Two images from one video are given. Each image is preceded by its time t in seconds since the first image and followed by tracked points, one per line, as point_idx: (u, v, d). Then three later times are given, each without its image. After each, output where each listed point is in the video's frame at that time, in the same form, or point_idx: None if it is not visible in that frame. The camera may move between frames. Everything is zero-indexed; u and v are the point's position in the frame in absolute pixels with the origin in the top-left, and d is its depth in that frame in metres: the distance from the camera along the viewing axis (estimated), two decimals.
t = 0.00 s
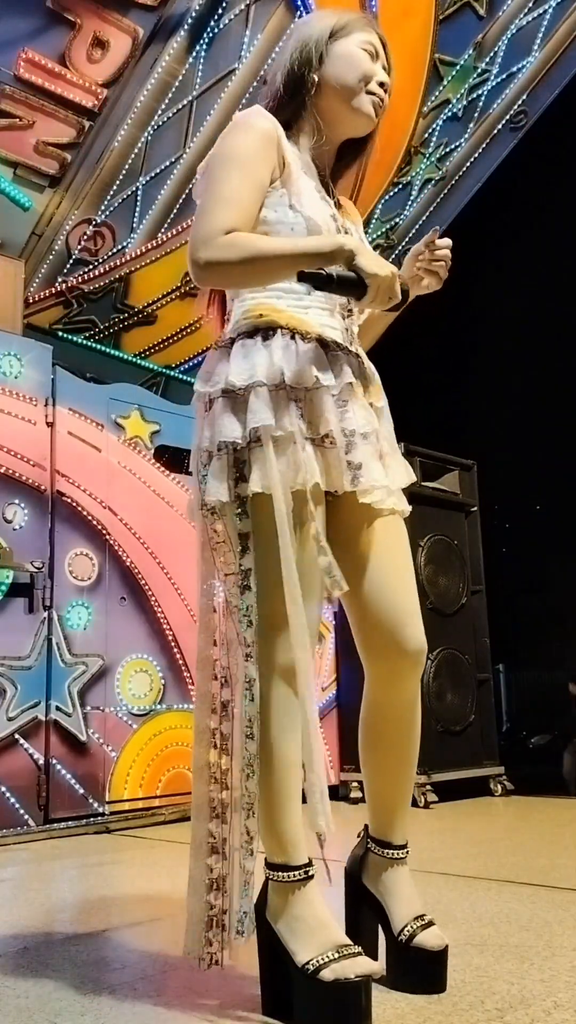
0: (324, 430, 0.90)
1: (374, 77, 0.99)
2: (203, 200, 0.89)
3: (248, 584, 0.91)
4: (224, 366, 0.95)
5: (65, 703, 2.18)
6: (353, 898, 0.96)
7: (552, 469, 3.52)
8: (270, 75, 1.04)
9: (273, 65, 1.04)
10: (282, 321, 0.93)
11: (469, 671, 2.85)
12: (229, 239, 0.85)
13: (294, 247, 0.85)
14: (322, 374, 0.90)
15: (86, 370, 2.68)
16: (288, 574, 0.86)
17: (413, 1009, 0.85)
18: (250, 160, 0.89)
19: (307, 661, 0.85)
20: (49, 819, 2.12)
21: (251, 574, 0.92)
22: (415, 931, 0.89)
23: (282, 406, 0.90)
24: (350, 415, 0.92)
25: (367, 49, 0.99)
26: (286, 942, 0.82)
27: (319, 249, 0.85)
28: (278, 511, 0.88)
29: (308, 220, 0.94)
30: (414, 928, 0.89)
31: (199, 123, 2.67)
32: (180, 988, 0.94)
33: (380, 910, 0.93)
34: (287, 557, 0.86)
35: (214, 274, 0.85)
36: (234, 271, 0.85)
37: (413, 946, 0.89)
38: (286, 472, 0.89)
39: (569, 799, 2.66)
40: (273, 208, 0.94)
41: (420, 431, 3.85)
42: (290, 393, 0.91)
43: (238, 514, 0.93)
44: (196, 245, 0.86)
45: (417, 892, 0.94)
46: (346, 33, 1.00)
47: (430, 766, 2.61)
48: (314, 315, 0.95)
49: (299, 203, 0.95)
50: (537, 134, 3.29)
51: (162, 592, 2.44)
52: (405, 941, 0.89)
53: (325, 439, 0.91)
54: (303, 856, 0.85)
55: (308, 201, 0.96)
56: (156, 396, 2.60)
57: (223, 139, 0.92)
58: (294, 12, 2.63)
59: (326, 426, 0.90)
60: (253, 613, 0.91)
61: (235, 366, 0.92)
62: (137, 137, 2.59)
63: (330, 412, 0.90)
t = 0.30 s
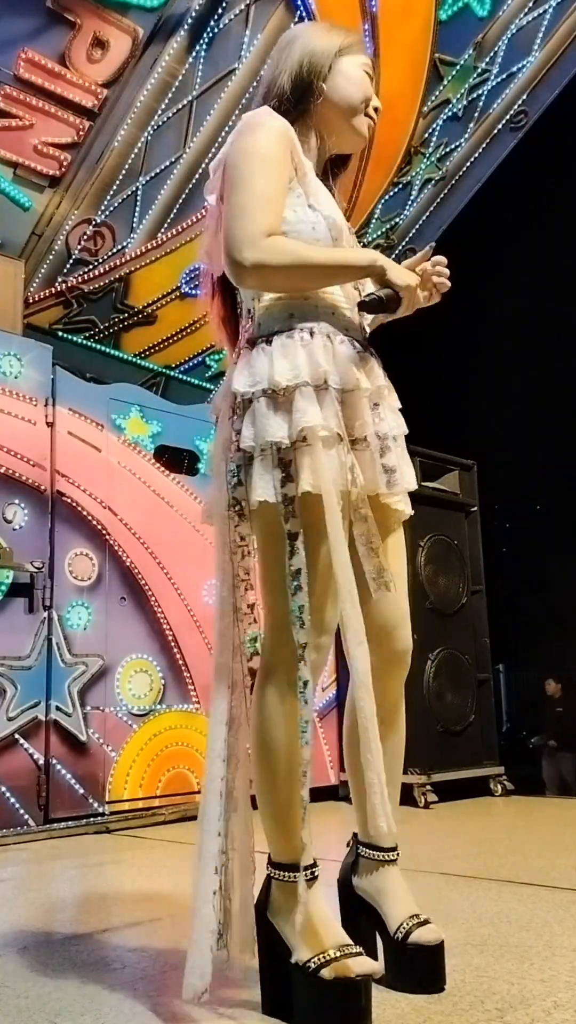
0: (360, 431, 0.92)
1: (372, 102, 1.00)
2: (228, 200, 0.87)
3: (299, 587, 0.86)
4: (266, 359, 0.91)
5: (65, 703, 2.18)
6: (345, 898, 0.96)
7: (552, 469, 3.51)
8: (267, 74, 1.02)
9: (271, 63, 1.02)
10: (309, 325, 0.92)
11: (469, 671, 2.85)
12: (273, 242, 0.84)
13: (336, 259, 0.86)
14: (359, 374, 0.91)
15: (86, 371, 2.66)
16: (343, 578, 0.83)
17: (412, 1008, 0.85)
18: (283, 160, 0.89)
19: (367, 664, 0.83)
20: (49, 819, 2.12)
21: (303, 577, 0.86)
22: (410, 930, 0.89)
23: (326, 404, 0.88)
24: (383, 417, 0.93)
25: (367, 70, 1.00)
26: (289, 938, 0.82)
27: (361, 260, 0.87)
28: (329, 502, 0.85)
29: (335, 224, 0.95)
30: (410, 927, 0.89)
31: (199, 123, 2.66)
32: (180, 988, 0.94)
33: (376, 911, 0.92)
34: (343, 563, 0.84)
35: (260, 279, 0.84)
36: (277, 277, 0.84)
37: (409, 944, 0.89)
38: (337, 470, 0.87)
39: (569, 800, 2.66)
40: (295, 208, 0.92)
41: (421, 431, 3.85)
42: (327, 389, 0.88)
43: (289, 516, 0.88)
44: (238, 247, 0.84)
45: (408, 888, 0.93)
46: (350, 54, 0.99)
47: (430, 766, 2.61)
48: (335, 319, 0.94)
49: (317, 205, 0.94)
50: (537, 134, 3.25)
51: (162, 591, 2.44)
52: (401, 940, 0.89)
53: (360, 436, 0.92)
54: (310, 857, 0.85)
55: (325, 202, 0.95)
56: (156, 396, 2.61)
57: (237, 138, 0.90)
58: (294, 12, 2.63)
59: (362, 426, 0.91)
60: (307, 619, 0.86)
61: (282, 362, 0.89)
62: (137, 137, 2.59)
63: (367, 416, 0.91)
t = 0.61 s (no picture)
0: (378, 436, 0.91)
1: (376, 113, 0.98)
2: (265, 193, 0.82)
3: (342, 586, 0.82)
4: (293, 365, 0.86)
5: (65, 703, 2.18)
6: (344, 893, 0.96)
7: (552, 468, 3.51)
8: (274, 68, 0.96)
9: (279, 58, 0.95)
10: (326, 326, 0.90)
11: (469, 671, 2.84)
12: (319, 244, 0.81)
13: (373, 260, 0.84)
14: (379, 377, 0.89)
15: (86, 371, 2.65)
16: (379, 579, 0.84)
17: (412, 1008, 0.85)
18: (310, 159, 0.84)
19: (409, 664, 0.85)
20: (50, 819, 2.12)
21: (346, 578, 0.83)
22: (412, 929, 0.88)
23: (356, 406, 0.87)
24: (398, 421, 0.93)
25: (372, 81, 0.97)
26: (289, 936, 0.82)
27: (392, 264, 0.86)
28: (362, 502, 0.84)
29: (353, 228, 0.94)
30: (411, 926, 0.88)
31: (199, 122, 2.66)
32: (180, 987, 0.94)
33: (378, 910, 0.91)
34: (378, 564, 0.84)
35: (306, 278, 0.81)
36: (318, 277, 0.81)
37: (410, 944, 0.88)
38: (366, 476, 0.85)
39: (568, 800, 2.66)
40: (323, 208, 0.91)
41: (421, 431, 3.84)
42: (354, 392, 0.86)
43: (325, 520, 0.83)
44: (286, 246, 0.80)
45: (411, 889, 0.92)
46: (360, 60, 0.96)
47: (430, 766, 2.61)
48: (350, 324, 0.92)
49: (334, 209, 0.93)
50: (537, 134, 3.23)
51: (162, 592, 2.44)
52: (402, 939, 0.88)
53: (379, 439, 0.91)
54: (311, 860, 0.85)
55: (344, 203, 0.94)
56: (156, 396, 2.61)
57: (264, 130, 0.85)
58: (294, 12, 2.62)
59: (382, 429, 0.91)
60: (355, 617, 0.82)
61: (309, 366, 0.85)
62: (138, 137, 2.59)
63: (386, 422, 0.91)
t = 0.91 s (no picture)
0: (393, 439, 0.89)
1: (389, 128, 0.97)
2: (287, 199, 0.81)
3: (362, 586, 0.82)
4: (316, 365, 0.86)
5: (65, 703, 2.18)
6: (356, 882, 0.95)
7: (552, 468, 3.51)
8: (295, 67, 0.92)
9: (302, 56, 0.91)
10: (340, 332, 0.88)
11: (469, 671, 2.84)
12: (342, 259, 0.81)
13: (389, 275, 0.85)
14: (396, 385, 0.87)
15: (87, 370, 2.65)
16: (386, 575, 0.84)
17: (413, 1009, 0.85)
18: (334, 166, 0.82)
19: (408, 665, 0.84)
20: (49, 819, 2.12)
21: (365, 578, 0.83)
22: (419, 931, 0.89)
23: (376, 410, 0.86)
24: (411, 426, 0.91)
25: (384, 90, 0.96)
26: (291, 933, 0.82)
27: (401, 279, 0.86)
28: (381, 507, 0.83)
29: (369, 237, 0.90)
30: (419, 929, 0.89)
31: (199, 123, 2.66)
32: (180, 988, 0.94)
33: (386, 904, 0.92)
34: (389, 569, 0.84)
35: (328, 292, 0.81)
36: (339, 289, 0.81)
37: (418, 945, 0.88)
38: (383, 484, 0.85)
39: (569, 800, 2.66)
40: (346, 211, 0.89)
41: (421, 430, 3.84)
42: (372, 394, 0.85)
43: (346, 521, 0.83)
44: (307, 258, 0.79)
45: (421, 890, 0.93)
46: (378, 68, 0.94)
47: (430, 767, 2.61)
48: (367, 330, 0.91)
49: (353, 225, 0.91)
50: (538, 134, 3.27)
51: (162, 592, 2.44)
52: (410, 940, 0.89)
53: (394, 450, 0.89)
54: (315, 860, 0.85)
55: (365, 216, 0.91)
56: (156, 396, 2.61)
57: (290, 138, 0.83)
58: (294, 12, 2.62)
59: (396, 435, 0.89)
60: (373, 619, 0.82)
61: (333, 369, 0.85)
62: (137, 137, 2.59)
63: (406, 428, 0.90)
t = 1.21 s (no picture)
0: (420, 448, 0.89)
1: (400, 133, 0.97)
2: (299, 209, 0.81)
3: (381, 594, 0.83)
4: (348, 380, 0.86)
5: (65, 703, 2.18)
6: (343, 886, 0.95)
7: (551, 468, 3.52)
8: (314, 68, 0.90)
9: (322, 62, 0.90)
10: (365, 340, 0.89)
11: (469, 671, 2.84)
12: (346, 265, 0.79)
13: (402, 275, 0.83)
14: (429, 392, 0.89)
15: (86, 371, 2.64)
16: (401, 579, 0.84)
17: (412, 1009, 0.85)
18: (351, 178, 0.82)
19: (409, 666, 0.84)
20: (49, 819, 2.12)
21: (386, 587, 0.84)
22: (413, 929, 0.89)
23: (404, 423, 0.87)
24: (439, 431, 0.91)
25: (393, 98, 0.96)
26: (290, 932, 0.82)
27: (424, 285, 0.83)
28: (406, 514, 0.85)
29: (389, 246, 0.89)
30: (412, 927, 0.89)
31: (199, 122, 2.67)
32: (180, 988, 0.94)
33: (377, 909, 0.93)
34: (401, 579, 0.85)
35: (333, 302, 0.80)
36: (346, 299, 0.80)
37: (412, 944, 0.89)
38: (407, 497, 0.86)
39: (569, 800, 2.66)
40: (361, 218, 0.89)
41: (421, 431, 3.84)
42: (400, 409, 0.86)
43: (374, 529, 0.83)
44: (312, 266, 0.79)
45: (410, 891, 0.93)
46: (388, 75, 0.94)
47: (430, 767, 2.61)
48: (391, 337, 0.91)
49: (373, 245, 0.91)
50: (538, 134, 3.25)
51: (162, 592, 2.44)
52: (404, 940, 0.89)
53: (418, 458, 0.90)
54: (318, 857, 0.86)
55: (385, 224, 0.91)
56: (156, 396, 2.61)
57: (308, 147, 0.83)
58: (294, 12, 2.62)
59: (423, 444, 0.89)
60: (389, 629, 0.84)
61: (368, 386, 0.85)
62: (137, 137, 2.60)
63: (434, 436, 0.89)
